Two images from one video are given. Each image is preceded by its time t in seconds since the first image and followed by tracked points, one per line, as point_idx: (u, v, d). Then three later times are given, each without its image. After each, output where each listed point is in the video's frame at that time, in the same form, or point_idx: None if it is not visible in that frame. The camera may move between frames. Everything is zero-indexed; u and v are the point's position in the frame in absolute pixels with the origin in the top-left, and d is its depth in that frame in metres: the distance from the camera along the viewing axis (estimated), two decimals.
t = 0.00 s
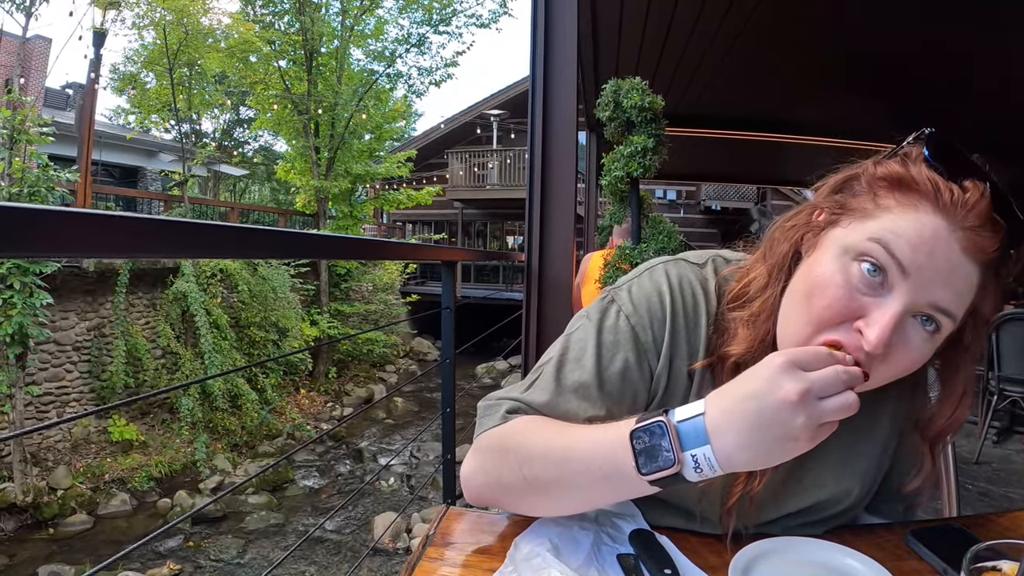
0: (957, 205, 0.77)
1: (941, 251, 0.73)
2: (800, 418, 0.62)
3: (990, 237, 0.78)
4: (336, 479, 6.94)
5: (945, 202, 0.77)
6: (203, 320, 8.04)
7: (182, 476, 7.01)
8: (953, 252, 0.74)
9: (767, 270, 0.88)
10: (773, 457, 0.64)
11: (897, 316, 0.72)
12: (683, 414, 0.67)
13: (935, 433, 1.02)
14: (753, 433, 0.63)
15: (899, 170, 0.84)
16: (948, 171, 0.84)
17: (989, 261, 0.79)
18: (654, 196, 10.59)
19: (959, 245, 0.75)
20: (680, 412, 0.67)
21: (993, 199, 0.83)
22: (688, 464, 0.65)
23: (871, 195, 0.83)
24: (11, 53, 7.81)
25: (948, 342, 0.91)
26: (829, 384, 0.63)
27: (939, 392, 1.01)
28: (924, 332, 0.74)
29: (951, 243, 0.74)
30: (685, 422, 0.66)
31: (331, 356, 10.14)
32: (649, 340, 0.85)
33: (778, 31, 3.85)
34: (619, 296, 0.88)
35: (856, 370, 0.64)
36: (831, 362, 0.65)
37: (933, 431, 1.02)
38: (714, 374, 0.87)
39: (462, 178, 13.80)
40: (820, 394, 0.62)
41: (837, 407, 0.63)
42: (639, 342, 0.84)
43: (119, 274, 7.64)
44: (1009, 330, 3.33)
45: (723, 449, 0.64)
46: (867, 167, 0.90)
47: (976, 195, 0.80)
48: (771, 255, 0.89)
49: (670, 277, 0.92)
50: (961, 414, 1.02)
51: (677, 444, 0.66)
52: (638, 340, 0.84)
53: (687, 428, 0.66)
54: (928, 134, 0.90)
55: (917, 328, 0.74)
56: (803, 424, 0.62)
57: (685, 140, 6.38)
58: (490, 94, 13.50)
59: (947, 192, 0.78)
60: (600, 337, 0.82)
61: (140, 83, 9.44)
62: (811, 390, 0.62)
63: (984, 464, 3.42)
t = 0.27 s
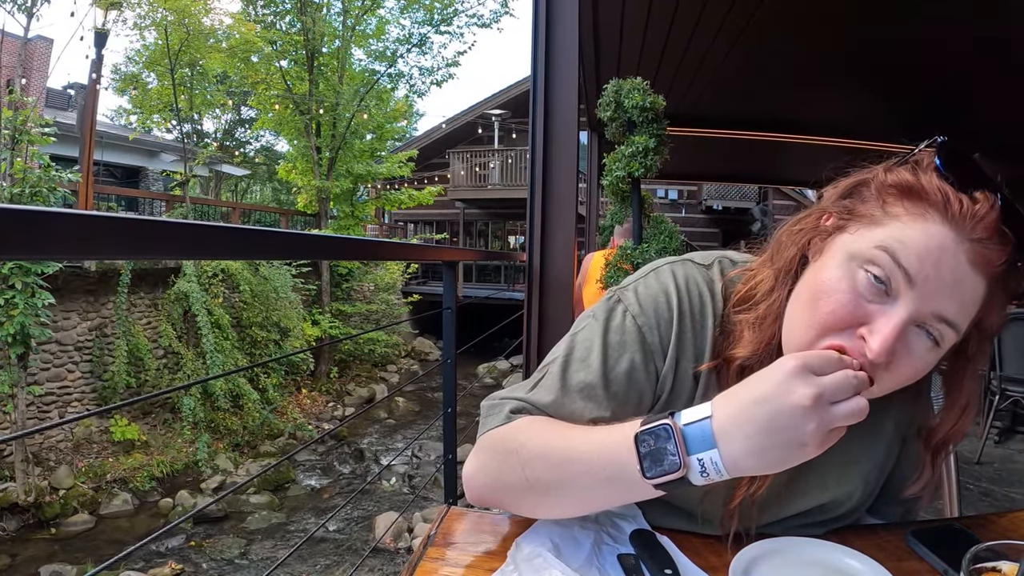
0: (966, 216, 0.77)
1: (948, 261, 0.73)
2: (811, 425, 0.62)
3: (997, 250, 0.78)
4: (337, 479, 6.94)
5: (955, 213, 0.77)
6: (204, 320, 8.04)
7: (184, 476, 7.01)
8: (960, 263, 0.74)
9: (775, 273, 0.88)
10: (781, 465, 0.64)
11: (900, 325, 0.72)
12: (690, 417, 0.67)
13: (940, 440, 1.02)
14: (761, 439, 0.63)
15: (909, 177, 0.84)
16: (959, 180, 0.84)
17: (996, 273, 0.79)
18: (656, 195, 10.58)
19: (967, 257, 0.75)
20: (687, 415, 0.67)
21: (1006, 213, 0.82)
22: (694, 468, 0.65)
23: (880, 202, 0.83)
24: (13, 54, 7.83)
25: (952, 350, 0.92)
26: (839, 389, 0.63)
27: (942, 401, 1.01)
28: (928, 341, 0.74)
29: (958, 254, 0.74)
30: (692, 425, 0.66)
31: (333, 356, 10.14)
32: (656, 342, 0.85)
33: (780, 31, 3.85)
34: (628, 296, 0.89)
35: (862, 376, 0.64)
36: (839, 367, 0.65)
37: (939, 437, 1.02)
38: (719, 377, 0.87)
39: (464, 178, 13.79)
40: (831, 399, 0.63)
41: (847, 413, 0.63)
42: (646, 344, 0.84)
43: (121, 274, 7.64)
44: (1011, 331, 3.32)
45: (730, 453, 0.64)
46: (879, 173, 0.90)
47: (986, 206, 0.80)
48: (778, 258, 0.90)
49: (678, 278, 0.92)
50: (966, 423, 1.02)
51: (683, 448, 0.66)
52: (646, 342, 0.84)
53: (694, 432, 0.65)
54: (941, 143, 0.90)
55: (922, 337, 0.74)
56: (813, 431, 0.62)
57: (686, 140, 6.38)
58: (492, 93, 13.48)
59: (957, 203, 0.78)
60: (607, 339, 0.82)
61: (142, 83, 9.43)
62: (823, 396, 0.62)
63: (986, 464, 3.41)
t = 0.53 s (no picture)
0: (975, 217, 0.77)
1: (956, 263, 0.73)
2: (826, 423, 0.63)
3: (1005, 252, 0.78)
4: (339, 479, 6.95)
5: (962, 214, 0.77)
6: (206, 320, 8.05)
7: (186, 475, 7.02)
8: (967, 265, 0.74)
9: (781, 273, 0.89)
10: (794, 464, 0.64)
11: (908, 325, 0.72)
12: (701, 417, 0.67)
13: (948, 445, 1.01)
14: (774, 439, 0.62)
15: (917, 178, 0.84)
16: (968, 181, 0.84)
17: (1004, 274, 0.79)
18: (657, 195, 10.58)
19: (974, 259, 0.75)
20: (698, 415, 0.67)
21: (1014, 214, 0.82)
22: (706, 468, 0.65)
23: (887, 202, 0.83)
24: (15, 54, 7.84)
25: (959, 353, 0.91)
26: (853, 387, 0.64)
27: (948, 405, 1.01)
28: (934, 343, 0.75)
29: (966, 256, 0.74)
30: (704, 425, 0.66)
31: (334, 356, 10.15)
32: (664, 342, 0.85)
33: (782, 31, 3.84)
34: (634, 295, 0.89)
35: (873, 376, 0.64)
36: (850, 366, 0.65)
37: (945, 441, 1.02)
38: (726, 378, 0.87)
39: (465, 177, 13.79)
40: (845, 397, 0.63)
41: (862, 411, 0.63)
42: (653, 344, 0.84)
43: (122, 274, 7.64)
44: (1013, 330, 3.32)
45: (742, 454, 0.64)
46: (886, 174, 0.90)
47: (994, 207, 0.80)
48: (784, 258, 0.90)
49: (684, 277, 0.92)
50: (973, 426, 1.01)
51: (694, 449, 0.66)
52: (652, 342, 0.84)
53: (705, 432, 0.66)
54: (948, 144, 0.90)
55: (928, 339, 0.74)
56: (828, 429, 0.63)
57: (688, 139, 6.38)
58: (493, 93, 13.47)
59: (964, 205, 0.78)
60: (614, 339, 0.82)
61: (144, 83, 9.44)
62: (839, 393, 0.63)
63: (988, 464, 3.41)
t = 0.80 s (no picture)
0: (977, 221, 0.77)
1: (957, 267, 0.73)
2: (825, 427, 0.62)
3: (1007, 256, 0.78)
4: (341, 478, 6.96)
5: (963, 218, 0.77)
6: (207, 319, 8.06)
7: (188, 475, 7.02)
8: (968, 269, 0.74)
9: (783, 275, 0.89)
10: (793, 468, 0.63)
11: (908, 329, 0.72)
12: (700, 421, 0.67)
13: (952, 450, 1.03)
14: (773, 442, 0.62)
15: (919, 182, 0.85)
16: (969, 184, 0.84)
17: (1007, 278, 0.79)
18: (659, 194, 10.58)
19: (976, 263, 0.75)
20: (697, 419, 0.67)
21: (1017, 219, 0.82)
22: (704, 474, 0.65)
23: (889, 205, 0.83)
24: (16, 54, 7.85)
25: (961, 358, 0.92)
26: (852, 391, 0.63)
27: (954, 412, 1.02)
28: (935, 347, 0.74)
29: (968, 259, 0.74)
30: (701, 430, 0.66)
31: (336, 355, 10.17)
32: (666, 344, 0.85)
33: (784, 31, 3.84)
34: (636, 295, 0.89)
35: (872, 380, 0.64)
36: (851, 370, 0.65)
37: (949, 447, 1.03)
38: (729, 380, 0.87)
39: (468, 177, 13.79)
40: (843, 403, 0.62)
41: (862, 416, 0.63)
42: (655, 345, 0.84)
43: (124, 274, 7.65)
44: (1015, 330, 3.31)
45: (738, 460, 0.63)
46: (889, 178, 0.91)
47: (996, 211, 0.80)
48: (788, 260, 0.90)
49: (687, 278, 0.93)
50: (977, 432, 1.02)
51: (693, 453, 0.66)
52: (654, 343, 0.84)
53: (702, 437, 0.66)
54: (952, 148, 0.90)
55: (928, 343, 0.74)
56: (827, 434, 0.62)
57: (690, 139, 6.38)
58: (495, 92, 13.47)
59: (965, 208, 0.78)
60: (616, 339, 0.83)
61: (145, 82, 9.48)
62: (837, 397, 0.63)
63: (989, 464, 3.41)
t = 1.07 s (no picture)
0: (985, 221, 0.76)
1: (963, 268, 0.73)
2: (819, 435, 0.62)
3: (1015, 257, 0.78)
4: (346, 475, 6.97)
5: (971, 218, 0.77)
6: (213, 317, 8.08)
7: (193, 471, 7.05)
8: (975, 271, 0.73)
9: (790, 275, 0.88)
10: (791, 472, 0.63)
11: (915, 330, 0.72)
12: (699, 424, 0.67)
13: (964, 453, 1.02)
14: (772, 445, 0.62)
15: (927, 181, 0.84)
16: (978, 183, 0.84)
17: (1015, 279, 0.78)
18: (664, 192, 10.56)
19: (984, 264, 0.75)
20: (696, 422, 0.67)
21: None
22: (703, 477, 0.65)
23: (896, 204, 0.83)
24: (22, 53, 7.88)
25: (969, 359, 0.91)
26: (847, 400, 0.62)
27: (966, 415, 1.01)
28: (942, 349, 0.74)
29: (975, 260, 0.74)
30: (700, 433, 0.66)
31: (341, 353, 10.19)
32: (671, 342, 0.85)
33: (791, 28, 3.83)
34: (642, 293, 0.88)
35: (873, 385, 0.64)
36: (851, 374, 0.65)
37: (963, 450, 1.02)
38: (735, 379, 0.87)
39: (473, 174, 13.78)
40: (841, 408, 0.62)
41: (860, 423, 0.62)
42: (661, 343, 0.84)
43: (130, 272, 7.67)
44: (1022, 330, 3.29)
45: (737, 463, 0.64)
46: (898, 176, 0.90)
47: (1005, 210, 0.79)
48: (794, 259, 0.90)
49: (694, 275, 0.92)
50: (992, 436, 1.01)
51: (691, 455, 0.66)
52: (660, 341, 0.84)
53: (701, 440, 0.66)
54: (960, 146, 0.90)
55: (936, 344, 0.73)
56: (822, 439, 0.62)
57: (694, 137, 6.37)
58: (501, 90, 13.46)
59: (973, 208, 0.78)
60: (622, 337, 0.82)
61: (151, 81, 9.56)
62: (831, 406, 0.62)
63: (995, 463, 3.40)
